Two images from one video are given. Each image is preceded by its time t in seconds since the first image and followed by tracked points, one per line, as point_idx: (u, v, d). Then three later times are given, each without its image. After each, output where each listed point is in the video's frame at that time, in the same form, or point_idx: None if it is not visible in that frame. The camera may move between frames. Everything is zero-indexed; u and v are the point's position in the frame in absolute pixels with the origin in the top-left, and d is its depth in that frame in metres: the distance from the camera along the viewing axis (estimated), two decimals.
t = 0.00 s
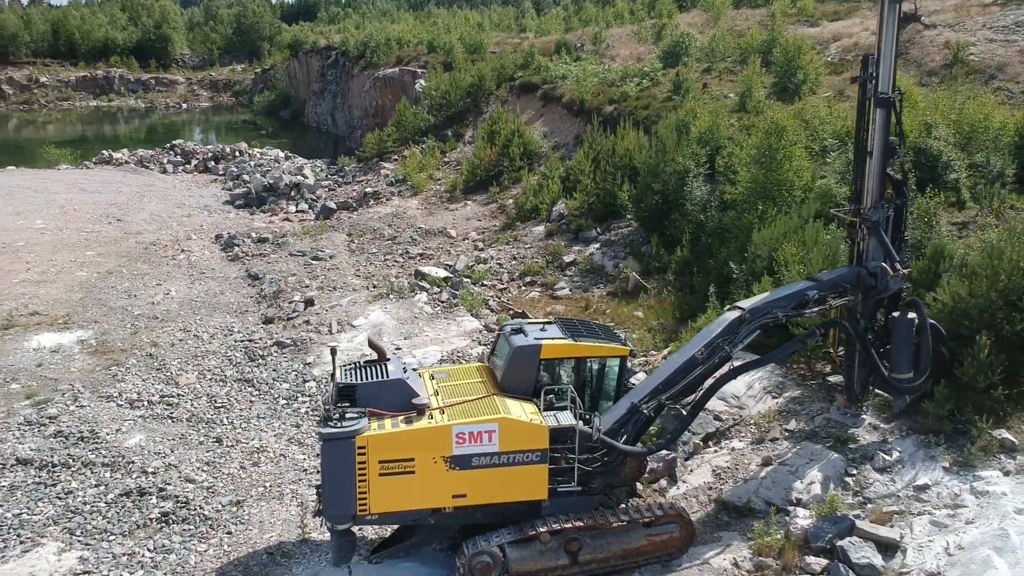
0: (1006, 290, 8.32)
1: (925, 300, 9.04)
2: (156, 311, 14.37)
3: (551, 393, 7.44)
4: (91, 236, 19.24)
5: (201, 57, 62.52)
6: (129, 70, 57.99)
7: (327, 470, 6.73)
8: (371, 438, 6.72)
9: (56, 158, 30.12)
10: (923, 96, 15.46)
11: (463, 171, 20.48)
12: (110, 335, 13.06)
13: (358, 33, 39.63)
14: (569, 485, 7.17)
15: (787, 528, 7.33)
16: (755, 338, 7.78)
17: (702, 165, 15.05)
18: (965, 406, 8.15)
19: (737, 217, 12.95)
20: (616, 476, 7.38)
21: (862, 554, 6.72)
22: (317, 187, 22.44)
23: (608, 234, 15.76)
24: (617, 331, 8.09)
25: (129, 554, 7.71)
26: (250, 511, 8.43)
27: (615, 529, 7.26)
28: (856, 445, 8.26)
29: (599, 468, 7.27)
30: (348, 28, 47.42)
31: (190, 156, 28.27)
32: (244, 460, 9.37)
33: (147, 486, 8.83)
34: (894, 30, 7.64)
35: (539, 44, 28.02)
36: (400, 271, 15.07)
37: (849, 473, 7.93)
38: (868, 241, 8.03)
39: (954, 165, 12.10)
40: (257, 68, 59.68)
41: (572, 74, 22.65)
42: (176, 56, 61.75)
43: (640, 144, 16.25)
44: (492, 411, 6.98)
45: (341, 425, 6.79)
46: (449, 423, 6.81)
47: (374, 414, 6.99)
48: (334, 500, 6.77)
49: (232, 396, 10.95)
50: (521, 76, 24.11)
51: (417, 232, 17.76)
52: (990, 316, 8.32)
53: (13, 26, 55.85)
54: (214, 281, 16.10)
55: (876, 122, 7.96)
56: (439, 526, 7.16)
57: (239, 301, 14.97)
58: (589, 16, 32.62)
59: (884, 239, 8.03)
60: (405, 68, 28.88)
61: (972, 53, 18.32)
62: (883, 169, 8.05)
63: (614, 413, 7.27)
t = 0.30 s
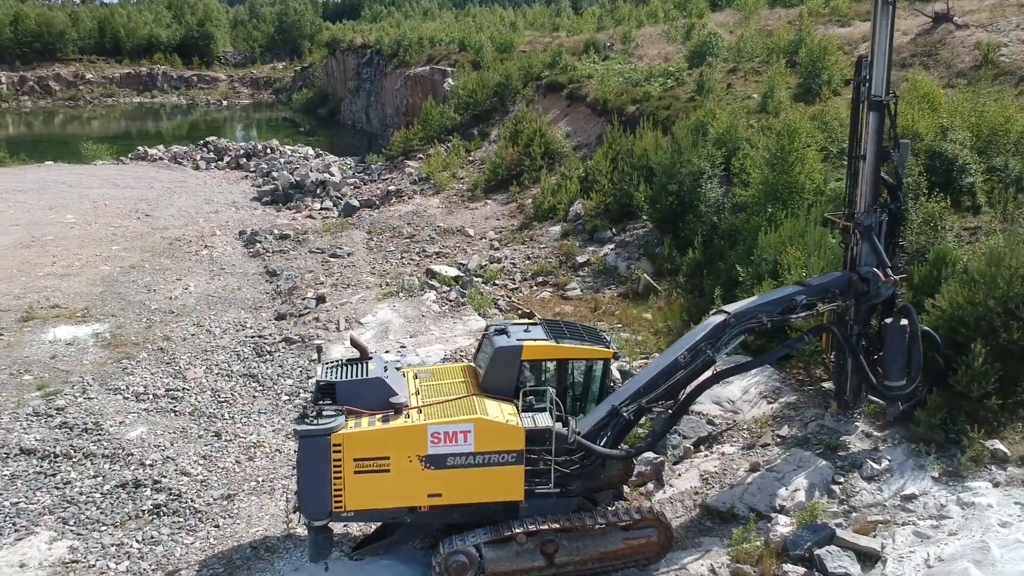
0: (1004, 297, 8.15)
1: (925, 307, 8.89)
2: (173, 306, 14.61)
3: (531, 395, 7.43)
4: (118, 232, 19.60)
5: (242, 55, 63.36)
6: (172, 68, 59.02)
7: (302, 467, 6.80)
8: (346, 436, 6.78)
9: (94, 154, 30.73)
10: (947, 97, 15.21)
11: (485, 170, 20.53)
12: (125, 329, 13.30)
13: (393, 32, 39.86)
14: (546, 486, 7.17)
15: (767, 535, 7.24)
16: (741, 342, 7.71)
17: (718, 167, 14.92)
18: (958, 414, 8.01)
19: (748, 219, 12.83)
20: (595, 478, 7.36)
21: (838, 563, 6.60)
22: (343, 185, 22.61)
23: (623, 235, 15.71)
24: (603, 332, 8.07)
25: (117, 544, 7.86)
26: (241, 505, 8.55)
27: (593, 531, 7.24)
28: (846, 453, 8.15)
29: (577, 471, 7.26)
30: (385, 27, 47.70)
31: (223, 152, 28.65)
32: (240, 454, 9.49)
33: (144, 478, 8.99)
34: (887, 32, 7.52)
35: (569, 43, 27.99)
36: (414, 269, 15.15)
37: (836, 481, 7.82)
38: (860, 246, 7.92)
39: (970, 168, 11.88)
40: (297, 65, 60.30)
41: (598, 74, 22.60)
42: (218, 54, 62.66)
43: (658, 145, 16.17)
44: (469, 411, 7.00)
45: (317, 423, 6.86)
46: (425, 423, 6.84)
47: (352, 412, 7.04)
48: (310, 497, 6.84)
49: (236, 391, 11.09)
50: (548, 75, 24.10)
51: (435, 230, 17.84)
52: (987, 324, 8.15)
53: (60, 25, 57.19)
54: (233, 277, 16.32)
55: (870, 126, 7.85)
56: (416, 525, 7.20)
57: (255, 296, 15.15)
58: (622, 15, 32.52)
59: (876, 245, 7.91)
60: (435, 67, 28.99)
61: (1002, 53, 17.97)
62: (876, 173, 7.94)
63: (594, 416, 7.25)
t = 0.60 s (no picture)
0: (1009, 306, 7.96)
1: (931, 314, 8.72)
2: (196, 301, 14.84)
3: (519, 396, 7.44)
4: (152, 227, 19.94)
5: (289, 53, 64.16)
6: (220, 65, 60.01)
7: (287, 463, 6.88)
8: (331, 433, 6.85)
9: (138, 150, 31.34)
10: (979, 99, 14.89)
11: (514, 170, 20.55)
12: (147, 323, 13.55)
13: (433, 31, 40.04)
14: (531, 488, 7.18)
15: (754, 543, 7.16)
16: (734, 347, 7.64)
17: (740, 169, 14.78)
18: (958, 424, 7.85)
19: (765, 222, 12.68)
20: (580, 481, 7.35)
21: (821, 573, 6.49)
22: (374, 182, 22.78)
23: (644, 236, 15.63)
24: (596, 334, 8.05)
25: (114, 534, 8.01)
26: (239, 498, 8.67)
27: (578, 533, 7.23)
28: (842, 461, 8.03)
29: (562, 473, 7.25)
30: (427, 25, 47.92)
31: (261, 150, 29.03)
32: (244, 448, 9.63)
33: (147, 470, 9.16)
34: (887, 33, 7.38)
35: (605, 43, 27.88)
36: (434, 267, 15.22)
37: (829, 489, 7.70)
38: (859, 251, 7.80)
39: (993, 173, 11.62)
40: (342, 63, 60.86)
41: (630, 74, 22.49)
42: (266, 52, 63.48)
43: (683, 146, 16.05)
44: (454, 411, 7.03)
45: (302, 419, 6.94)
46: (408, 422, 6.89)
47: (338, 409, 7.10)
48: (294, 493, 6.91)
49: (247, 385, 11.25)
50: (580, 74, 24.03)
51: (459, 229, 17.92)
52: (992, 333, 7.98)
53: (113, 23, 58.60)
54: (258, 273, 16.54)
55: (871, 129, 7.71)
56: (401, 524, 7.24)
57: (277, 292, 15.32)
58: (661, 14, 32.31)
59: (875, 250, 7.78)
60: (471, 66, 29.06)
61: None
62: (877, 177, 7.81)
63: (580, 419, 7.24)
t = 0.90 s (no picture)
0: None
1: (947, 322, 8.51)
2: (228, 296, 15.04)
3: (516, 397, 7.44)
4: (194, 222, 20.28)
5: (342, 51, 64.83)
6: (274, 63, 60.93)
7: (281, 458, 6.97)
8: (324, 430, 6.92)
9: (187, 146, 31.94)
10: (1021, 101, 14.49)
11: (549, 169, 20.52)
12: (177, 317, 13.81)
13: (481, 29, 40.12)
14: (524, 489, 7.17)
15: (749, 551, 7.04)
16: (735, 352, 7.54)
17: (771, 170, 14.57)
18: (967, 435, 7.64)
19: (791, 225, 12.49)
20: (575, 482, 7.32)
21: None
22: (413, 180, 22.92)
23: (674, 238, 15.50)
24: (598, 336, 8.02)
25: (122, 524, 8.20)
26: (246, 492, 8.80)
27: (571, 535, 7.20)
28: (847, 471, 7.87)
29: (556, 475, 7.23)
30: (476, 24, 48.06)
31: (306, 147, 29.40)
32: (257, 442, 9.76)
33: (161, 462, 9.34)
34: (897, 35, 7.23)
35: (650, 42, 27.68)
36: (461, 266, 15.28)
37: (831, 499, 7.56)
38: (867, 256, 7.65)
39: None
40: (394, 61, 61.31)
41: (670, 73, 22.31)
42: (319, 50, 64.20)
43: (716, 147, 15.87)
44: (447, 411, 7.06)
45: (297, 416, 7.02)
46: (400, 421, 6.93)
47: (333, 407, 7.18)
48: (288, 488, 7.01)
49: (267, 380, 11.40)
50: (621, 73, 23.90)
51: (492, 229, 17.96)
52: (1006, 343, 7.75)
53: (171, 20, 60.04)
54: (291, 269, 16.75)
55: (880, 131, 7.56)
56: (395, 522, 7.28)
57: (307, 289, 15.46)
58: (709, 14, 31.98)
59: (884, 256, 7.62)
60: (514, 64, 29.07)
61: None
62: (887, 181, 7.66)
63: (575, 421, 7.21)
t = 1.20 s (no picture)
0: None
1: (966, 330, 8.30)
2: (261, 290, 15.27)
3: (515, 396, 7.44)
4: (237, 217, 20.61)
5: (398, 50, 65.30)
6: (330, 61, 61.67)
7: (280, 452, 7.06)
8: (323, 425, 7.00)
9: (238, 143, 32.50)
10: None
11: (588, 169, 20.44)
12: (210, 310, 14.08)
13: (532, 28, 40.09)
14: (520, 490, 7.16)
15: (746, 559, 6.95)
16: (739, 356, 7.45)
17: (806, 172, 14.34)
18: (979, 447, 7.45)
19: (821, 228, 12.27)
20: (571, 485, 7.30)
21: None
22: (454, 178, 23.03)
23: (706, 239, 15.34)
24: (602, 337, 7.97)
25: (134, 512, 8.38)
26: (257, 484, 8.94)
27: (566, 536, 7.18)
28: (855, 480, 7.72)
29: (553, 477, 7.22)
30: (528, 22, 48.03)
31: (353, 145, 29.71)
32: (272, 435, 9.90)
33: (179, 452, 9.53)
34: (911, 34, 7.07)
35: (697, 42, 27.40)
36: (492, 264, 15.31)
37: (836, 508, 7.42)
38: (879, 261, 7.49)
39: None
40: (448, 59, 61.56)
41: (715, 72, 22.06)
42: (375, 48, 64.78)
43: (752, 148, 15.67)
44: (445, 409, 7.08)
45: (296, 411, 7.12)
46: (397, 418, 6.98)
47: (333, 402, 7.26)
48: (288, 482, 7.10)
49: (290, 373, 11.56)
50: (665, 72, 23.70)
51: (527, 228, 17.97)
52: None
53: (231, 19, 61.27)
54: (326, 264, 16.96)
55: (894, 134, 7.40)
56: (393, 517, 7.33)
57: (340, 285, 15.62)
58: (760, 13, 31.54)
59: (895, 261, 7.46)
60: (561, 63, 29.00)
61: None
62: (900, 185, 7.50)
63: (573, 424, 7.20)
